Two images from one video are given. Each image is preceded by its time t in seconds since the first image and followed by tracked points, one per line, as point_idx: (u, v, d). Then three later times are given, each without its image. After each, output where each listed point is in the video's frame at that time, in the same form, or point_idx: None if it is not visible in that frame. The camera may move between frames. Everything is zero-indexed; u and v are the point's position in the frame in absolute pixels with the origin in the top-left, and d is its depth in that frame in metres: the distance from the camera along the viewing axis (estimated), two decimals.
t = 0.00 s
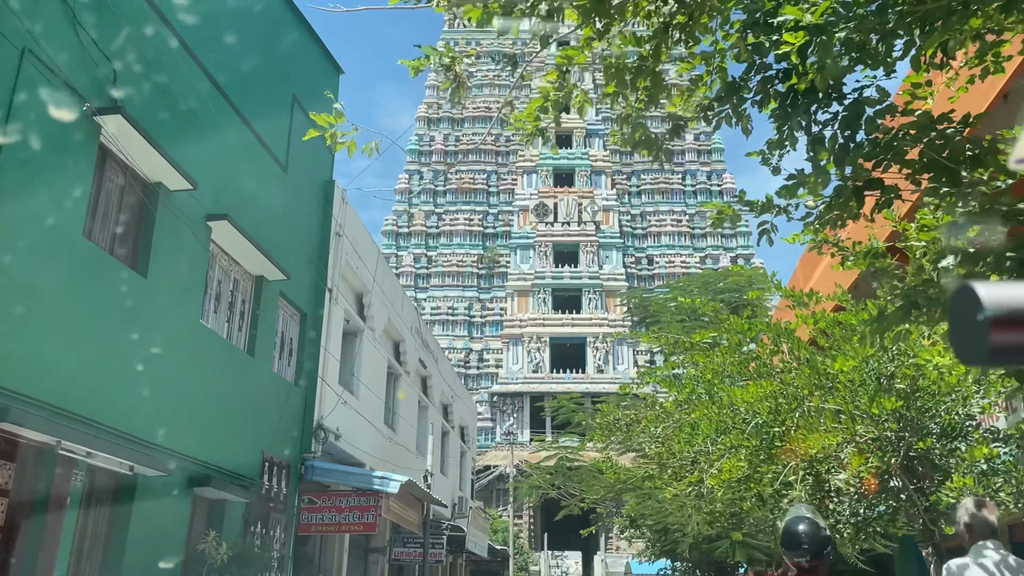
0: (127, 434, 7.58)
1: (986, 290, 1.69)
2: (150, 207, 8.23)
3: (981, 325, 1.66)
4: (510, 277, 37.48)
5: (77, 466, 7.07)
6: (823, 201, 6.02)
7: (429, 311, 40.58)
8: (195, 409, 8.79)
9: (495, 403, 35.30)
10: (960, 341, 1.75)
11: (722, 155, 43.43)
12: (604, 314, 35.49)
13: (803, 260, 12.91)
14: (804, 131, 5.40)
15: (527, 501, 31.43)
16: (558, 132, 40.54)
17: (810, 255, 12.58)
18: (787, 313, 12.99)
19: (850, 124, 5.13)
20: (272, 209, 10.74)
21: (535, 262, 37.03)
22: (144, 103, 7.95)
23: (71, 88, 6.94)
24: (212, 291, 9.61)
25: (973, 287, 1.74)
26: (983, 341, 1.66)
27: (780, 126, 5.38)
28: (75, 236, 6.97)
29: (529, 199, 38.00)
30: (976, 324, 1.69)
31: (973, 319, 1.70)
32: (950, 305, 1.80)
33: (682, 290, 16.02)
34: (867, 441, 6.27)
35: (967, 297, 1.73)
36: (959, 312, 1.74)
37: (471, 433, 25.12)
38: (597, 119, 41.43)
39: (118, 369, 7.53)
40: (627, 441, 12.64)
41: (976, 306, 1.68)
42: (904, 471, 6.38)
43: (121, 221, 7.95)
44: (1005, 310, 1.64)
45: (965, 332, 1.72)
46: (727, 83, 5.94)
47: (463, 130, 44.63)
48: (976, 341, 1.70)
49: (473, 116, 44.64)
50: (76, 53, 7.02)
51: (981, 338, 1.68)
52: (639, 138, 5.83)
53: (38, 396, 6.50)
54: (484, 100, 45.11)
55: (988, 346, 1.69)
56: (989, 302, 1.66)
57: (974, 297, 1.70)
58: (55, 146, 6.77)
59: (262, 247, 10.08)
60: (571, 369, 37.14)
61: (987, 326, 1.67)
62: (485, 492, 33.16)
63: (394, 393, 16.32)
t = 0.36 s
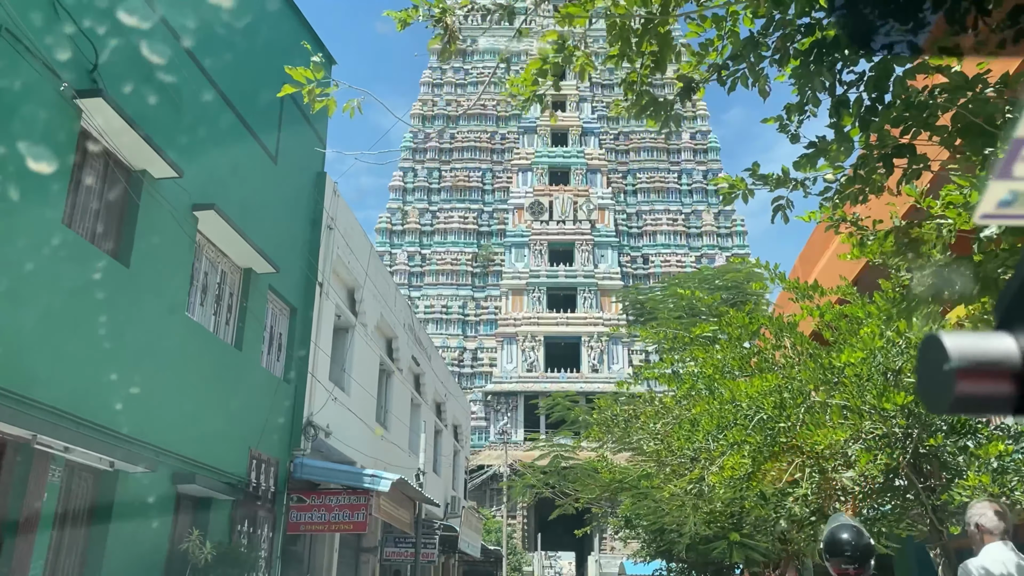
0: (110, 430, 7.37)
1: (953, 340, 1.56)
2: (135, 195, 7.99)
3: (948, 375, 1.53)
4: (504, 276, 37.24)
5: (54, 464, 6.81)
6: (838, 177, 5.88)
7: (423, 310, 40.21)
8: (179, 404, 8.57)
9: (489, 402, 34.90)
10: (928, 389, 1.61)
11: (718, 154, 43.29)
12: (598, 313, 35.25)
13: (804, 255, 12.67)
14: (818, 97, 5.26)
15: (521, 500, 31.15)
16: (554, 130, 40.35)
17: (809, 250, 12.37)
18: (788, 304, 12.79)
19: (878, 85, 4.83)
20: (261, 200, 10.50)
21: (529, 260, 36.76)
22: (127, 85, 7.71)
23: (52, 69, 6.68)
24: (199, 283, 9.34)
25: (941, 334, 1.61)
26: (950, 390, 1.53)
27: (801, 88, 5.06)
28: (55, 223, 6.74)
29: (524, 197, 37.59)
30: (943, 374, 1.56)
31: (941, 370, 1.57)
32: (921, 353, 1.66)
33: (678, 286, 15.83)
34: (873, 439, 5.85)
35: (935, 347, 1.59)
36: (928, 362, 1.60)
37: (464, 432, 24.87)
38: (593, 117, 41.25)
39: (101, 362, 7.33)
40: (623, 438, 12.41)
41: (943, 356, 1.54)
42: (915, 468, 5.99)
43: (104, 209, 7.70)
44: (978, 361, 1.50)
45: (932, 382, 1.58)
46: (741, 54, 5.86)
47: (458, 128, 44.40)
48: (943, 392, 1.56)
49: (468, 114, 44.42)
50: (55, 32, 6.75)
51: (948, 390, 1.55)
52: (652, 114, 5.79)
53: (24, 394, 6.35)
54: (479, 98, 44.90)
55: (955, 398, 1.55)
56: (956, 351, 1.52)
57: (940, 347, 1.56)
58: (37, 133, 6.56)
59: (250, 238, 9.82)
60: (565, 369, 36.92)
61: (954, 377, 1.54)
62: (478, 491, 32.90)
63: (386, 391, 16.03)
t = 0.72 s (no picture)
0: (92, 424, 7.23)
1: (898, 354, 1.60)
2: (120, 187, 7.84)
3: (892, 387, 1.57)
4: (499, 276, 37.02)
5: (34, 460, 6.66)
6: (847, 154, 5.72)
7: (418, 310, 39.89)
8: (165, 401, 8.42)
9: (484, 403, 34.60)
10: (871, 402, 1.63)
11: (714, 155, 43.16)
12: (594, 314, 35.04)
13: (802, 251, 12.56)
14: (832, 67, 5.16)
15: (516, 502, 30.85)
16: (549, 130, 40.19)
17: (807, 243, 12.26)
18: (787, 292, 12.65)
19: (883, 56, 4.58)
20: (250, 194, 10.31)
21: (525, 261, 36.55)
22: (107, 74, 7.55)
23: (30, 52, 6.61)
24: (187, 277, 9.16)
25: (886, 349, 1.66)
26: (894, 403, 1.57)
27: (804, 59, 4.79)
28: (34, 211, 6.57)
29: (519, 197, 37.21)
30: (887, 388, 1.60)
31: (885, 383, 1.61)
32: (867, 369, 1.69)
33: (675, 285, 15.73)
34: (880, 434, 5.70)
35: (880, 361, 1.63)
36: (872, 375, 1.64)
37: (460, 433, 24.66)
38: (589, 117, 41.09)
39: (83, 355, 7.18)
40: (621, 436, 12.21)
41: (886, 369, 1.59)
42: (921, 464, 5.82)
43: (87, 200, 7.55)
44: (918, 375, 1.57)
45: (876, 395, 1.61)
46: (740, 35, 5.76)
47: (453, 128, 44.22)
48: (886, 404, 1.59)
49: (463, 114, 44.24)
50: (31, 16, 6.62)
51: (890, 403, 1.58)
52: (657, 82, 5.90)
53: (2, 386, 6.20)
54: (474, 98, 44.73)
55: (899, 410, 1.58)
56: (901, 365, 1.56)
57: (886, 359, 1.60)
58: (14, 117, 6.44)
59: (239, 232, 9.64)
60: (561, 369, 36.70)
61: (899, 389, 1.58)
62: (472, 492, 32.65)
63: (379, 389, 15.84)
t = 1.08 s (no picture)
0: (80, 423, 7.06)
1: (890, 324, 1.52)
2: (110, 180, 7.69)
3: (881, 361, 1.50)
4: (497, 278, 36.84)
5: (21, 458, 6.50)
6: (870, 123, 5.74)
7: (415, 312, 39.64)
8: (155, 399, 8.25)
9: (482, 405, 34.38)
10: (865, 371, 1.58)
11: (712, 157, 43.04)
12: (592, 316, 34.84)
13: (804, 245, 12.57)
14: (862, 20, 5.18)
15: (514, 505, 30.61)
16: (547, 131, 40.05)
17: (807, 242, 12.25)
18: (789, 289, 12.48)
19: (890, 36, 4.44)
20: (243, 189, 10.15)
21: (522, 262, 36.38)
22: (95, 64, 7.40)
23: (15, 39, 6.46)
24: (179, 274, 9.00)
25: (874, 321, 1.55)
26: (884, 377, 1.50)
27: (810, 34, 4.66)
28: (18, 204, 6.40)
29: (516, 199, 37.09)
30: (877, 361, 1.52)
31: (875, 355, 1.54)
32: (861, 336, 1.62)
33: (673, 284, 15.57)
34: (889, 431, 5.59)
35: (870, 331, 1.55)
36: (864, 345, 1.57)
37: (457, 434, 24.48)
38: (586, 118, 40.97)
39: (71, 351, 7.02)
40: (620, 437, 12.03)
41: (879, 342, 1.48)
42: (930, 462, 5.70)
43: (76, 194, 7.40)
44: (911, 346, 1.48)
45: (868, 365, 1.56)
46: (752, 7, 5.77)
47: (450, 129, 44.06)
48: (879, 376, 1.53)
49: (460, 115, 44.11)
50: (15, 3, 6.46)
51: (880, 379, 1.51)
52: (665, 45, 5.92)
53: None
54: (471, 100, 44.60)
55: (888, 383, 1.53)
56: (892, 337, 1.48)
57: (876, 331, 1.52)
58: None
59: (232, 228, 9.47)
60: (559, 371, 36.49)
61: (889, 362, 1.50)
62: (470, 495, 32.41)
63: (375, 390, 15.67)
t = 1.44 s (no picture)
0: (71, 423, 6.96)
1: (907, 295, 1.53)
2: (103, 178, 7.56)
3: (897, 331, 1.52)
4: (495, 281, 36.73)
5: (12, 460, 6.38)
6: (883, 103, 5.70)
7: (414, 315, 39.48)
8: (150, 400, 8.15)
9: (481, 408, 34.18)
10: (880, 340, 1.61)
11: (710, 158, 42.97)
12: (591, 318, 34.68)
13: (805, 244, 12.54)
14: None
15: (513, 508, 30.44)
16: (545, 133, 39.99)
17: (808, 243, 12.24)
18: (792, 286, 12.42)
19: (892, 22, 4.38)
20: (239, 188, 10.06)
21: (521, 265, 36.27)
22: (88, 59, 7.31)
23: (6, 31, 6.38)
24: (174, 273, 8.89)
25: (892, 291, 1.56)
26: (898, 346, 1.53)
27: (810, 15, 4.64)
28: (10, 201, 6.31)
29: (516, 202, 37.35)
30: (894, 330, 1.54)
31: (892, 325, 1.55)
32: (878, 303, 1.63)
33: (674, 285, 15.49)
34: (898, 428, 5.56)
35: (886, 301, 1.57)
36: (880, 314, 1.59)
37: (456, 437, 24.34)
38: (585, 121, 40.92)
39: (63, 350, 6.91)
40: (621, 438, 11.90)
41: (892, 311, 1.52)
42: (939, 460, 5.64)
43: (70, 190, 7.30)
44: (925, 316, 1.48)
45: (882, 334, 1.59)
46: None
47: (449, 132, 44.01)
48: (893, 345, 1.56)
49: (459, 118, 44.08)
50: None
51: (895, 347, 1.54)
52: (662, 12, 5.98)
53: None
54: (470, 103, 44.57)
55: (906, 351, 1.54)
56: (906, 308, 1.50)
57: (892, 301, 1.55)
58: None
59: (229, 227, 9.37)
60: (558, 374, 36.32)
61: (905, 332, 1.52)
62: (469, 498, 32.22)
63: (374, 391, 15.58)
